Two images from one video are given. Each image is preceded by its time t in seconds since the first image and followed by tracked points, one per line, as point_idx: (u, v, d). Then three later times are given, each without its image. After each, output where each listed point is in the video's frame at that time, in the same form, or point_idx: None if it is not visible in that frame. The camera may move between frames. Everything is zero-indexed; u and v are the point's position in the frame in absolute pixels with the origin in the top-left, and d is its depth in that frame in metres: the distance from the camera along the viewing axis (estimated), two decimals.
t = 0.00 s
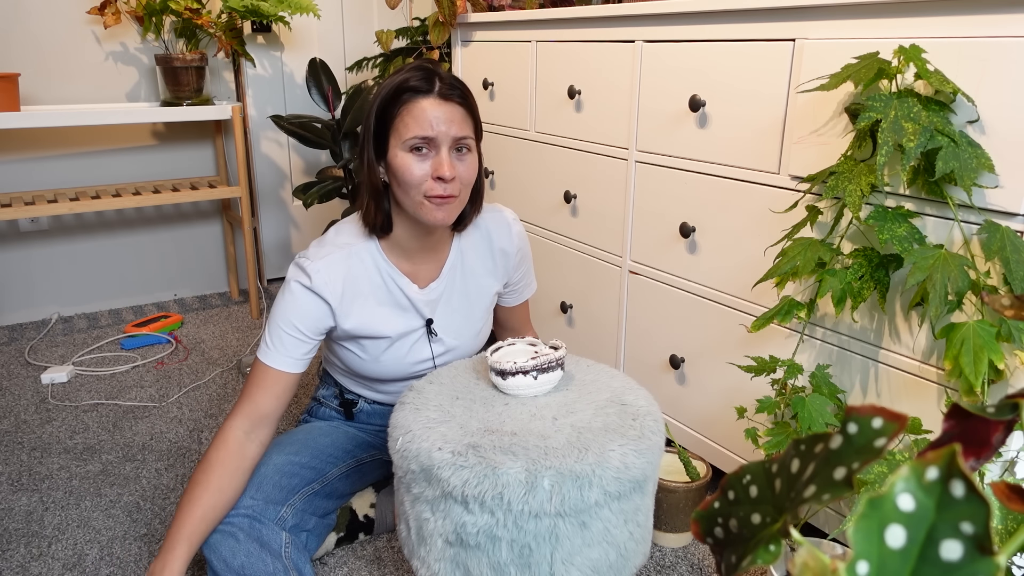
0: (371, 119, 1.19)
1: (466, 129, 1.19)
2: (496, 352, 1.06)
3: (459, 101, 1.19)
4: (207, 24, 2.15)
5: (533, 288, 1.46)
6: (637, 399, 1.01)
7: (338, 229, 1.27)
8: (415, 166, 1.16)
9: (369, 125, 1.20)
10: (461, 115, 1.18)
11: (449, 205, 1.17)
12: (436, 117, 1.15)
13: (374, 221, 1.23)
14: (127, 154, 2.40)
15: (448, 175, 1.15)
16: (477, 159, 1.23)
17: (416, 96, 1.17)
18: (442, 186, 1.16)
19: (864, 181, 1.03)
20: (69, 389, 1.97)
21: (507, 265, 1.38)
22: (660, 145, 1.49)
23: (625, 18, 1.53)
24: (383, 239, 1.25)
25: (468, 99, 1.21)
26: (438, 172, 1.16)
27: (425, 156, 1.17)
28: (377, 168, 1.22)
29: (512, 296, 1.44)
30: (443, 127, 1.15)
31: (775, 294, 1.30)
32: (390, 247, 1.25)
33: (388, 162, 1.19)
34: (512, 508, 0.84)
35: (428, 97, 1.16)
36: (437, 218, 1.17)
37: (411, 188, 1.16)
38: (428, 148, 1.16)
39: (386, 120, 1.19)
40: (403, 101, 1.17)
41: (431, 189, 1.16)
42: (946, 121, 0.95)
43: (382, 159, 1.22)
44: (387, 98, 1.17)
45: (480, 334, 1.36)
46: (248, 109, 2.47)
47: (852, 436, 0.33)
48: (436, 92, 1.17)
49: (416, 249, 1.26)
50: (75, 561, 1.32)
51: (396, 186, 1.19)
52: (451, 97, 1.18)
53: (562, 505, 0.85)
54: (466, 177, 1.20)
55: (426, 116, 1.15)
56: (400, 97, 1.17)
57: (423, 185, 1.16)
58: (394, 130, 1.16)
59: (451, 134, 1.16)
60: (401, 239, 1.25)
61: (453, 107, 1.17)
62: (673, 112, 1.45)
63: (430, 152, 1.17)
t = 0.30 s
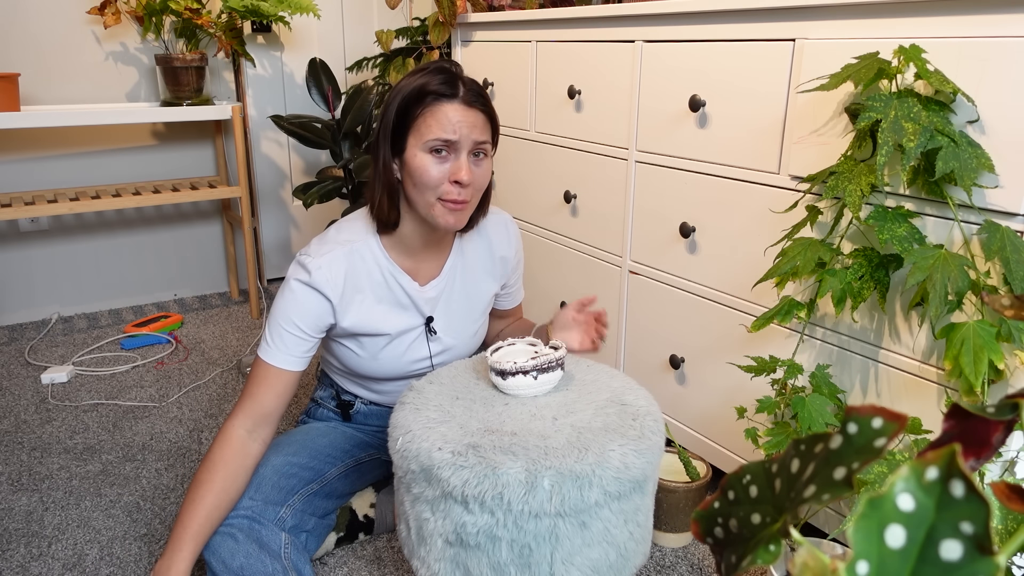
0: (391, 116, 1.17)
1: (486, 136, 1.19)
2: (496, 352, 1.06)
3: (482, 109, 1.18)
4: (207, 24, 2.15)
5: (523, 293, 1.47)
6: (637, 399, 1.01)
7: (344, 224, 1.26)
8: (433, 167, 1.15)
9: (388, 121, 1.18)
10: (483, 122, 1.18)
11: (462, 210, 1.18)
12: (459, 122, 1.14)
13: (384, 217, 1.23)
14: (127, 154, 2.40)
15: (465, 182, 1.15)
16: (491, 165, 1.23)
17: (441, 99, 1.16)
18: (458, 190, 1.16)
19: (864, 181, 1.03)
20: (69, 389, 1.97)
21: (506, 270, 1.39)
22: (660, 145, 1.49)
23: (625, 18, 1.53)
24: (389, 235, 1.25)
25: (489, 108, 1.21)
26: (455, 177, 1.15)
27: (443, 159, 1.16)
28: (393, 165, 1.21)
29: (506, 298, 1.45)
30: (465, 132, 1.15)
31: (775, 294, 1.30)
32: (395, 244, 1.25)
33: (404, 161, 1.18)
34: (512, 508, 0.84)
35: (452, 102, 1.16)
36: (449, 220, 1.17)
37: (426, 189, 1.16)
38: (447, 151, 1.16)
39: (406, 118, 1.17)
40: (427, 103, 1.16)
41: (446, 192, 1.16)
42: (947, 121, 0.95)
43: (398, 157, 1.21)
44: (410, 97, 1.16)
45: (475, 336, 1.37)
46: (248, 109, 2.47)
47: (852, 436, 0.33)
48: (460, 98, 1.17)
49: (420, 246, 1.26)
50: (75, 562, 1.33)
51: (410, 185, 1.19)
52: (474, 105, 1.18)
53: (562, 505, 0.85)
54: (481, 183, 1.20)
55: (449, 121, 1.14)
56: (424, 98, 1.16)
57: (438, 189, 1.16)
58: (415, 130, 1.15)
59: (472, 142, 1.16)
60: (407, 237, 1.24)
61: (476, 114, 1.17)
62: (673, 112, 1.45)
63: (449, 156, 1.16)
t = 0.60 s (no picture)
0: (402, 126, 1.14)
1: (496, 153, 1.17)
2: (496, 352, 1.06)
3: (495, 128, 1.16)
4: (207, 24, 2.15)
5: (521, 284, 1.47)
6: (637, 399, 1.01)
7: (344, 221, 1.25)
8: (441, 182, 1.14)
9: (399, 129, 1.15)
10: (495, 141, 1.16)
11: (463, 222, 1.18)
12: (472, 140, 1.12)
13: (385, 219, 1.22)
14: (127, 154, 2.40)
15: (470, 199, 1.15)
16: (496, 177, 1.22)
17: (455, 115, 1.13)
18: (463, 206, 1.15)
19: (864, 181, 1.03)
20: (69, 389, 1.97)
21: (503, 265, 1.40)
22: (660, 145, 1.49)
23: (625, 18, 1.53)
24: (388, 234, 1.25)
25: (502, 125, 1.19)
26: (461, 194, 1.14)
27: (452, 174, 1.14)
28: (399, 172, 1.18)
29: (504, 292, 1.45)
30: (476, 152, 1.13)
31: (775, 294, 1.30)
32: (394, 241, 1.25)
33: (412, 171, 1.16)
34: (512, 508, 0.85)
35: (467, 120, 1.13)
36: (449, 231, 1.17)
37: (431, 201, 1.15)
38: (457, 167, 1.14)
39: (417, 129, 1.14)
40: (440, 118, 1.13)
41: (451, 206, 1.16)
42: (947, 121, 0.95)
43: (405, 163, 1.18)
44: (424, 111, 1.13)
45: (477, 330, 1.38)
46: (248, 109, 2.47)
47: (852, 436, 0.33)
48: (474, 116, 1.14)
49: (419, 244, 1.25)
50: (75, 562, 1.33)
51: (415, 195, 1.17)
52: (488, 125, 1.15)
53: (562, 506, 0.85)
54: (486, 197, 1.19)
55: (462, 140, 1.12)
56: (438, 114, 1.13)
57: (443, 202, 1.15)
58: (426, 144, 1.13)
59: (482, 161, 1.14)
60: (407, 236, 1.24)
61: (489, 133, 1.15)
62: (673, 112, 1.45)
63: (457, 172, 1.14)
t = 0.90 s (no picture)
0: (391, 129, 1.14)
1: (486, 152, 1.17)
2: (496, 352, 1.06)
3: (485, 128, 1.17)
4: (206, 24, 2.15)
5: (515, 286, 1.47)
6: (637, 399, 1.01)
7: (336, 227, 1.25)
8: (433, 183, 1.14)
9: (388, 131, 1.15)
10: (485, 140, 1.16)
11: (458, 223, 1.17)
12: (462, 140, 1.13)
13: (379, 224, 1.22)
14: (127, 154, 2.40)
15: (464, 200, 1.15)
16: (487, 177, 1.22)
17: (445, 116, 1.13)
18: (456, 207, 1.15)
19: (864, 181, 1.03)
20: (69, 389, 1.97)
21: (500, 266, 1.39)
22: (660, 145, 1.49)
23: (625, 18, 1.53)
24: (383, 239, 1.24)
25: (491, 124, 1.19)
26: (454, 195, 1.15)
27: (443, 176, 1.14)
28: (390, 176, 1.18)
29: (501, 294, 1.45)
30: (467, 152, 1.13)
31: (775, 294, 1.30)
32: (389, 245, 1.25)
33: (403, 173, 1.16)
34: (512, 508, 0.84)
35: (457, 120, 1.13)
36: (445, 233, 1.17)
37: (424, 204, 1.15)
38: (448, 168, 1.14)
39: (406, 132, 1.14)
40: (430, 119, 1.13)
41: (445, 208, 1.15)
42: (947, 121, 0.95)
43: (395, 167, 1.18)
44: (413, 112, 1.13)
45: (475, 332, 1.38)
46: (248, 109, 2.47)
47: (852, 436, 0.33)
48: (463, 116, 1.14)
49: (414, 247, 1.26)
50: (75, 561, 1.33)
51: (407, 198, 1.17)
52: (477, 123, 1.16)
53: (562, 506, 0.85)
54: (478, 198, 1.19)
55: (453, 140, 1.12)
56: (427, 115, 1.13)
57: (437, 204, 1.15)
58: (417, 146, 1.13)
59: (473, 160, 1.15)
60: (402, 240, 1.24)
61: (479, 133, 1.15)
62: (673, 112, 1.45)
63: (449, 173, 1.14)
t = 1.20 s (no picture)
0: (380, 129, 1.15)
1: (477, 150, 1.18)
2: (495, 352, 1.06)
3: (474, 124, 1.17)
4: (206, 24, 2.15)
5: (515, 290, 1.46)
6: (637, 399, 1.00)
7: (328, 232, 1.26)
8: (424, 183, 1.14)
9: (377, 133, 1.15)
10: (475, 137, 1.17)
11: (450, 223, 1.18)
12: (451, 138, 1.13)
13: (371, 226, 1.22)
14: (127, 154, 2.40)
15: (456, 198, 1.15)
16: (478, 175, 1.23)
17: (433, 114, 1.14)
18: (449, 206, 1.16)
19: (864, 181, 1.03)
20: (69, 389, 1.97)
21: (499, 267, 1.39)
22: (660, 145, 1.49)
23: (626, 18, 1.53)
24: (378, 242, 1.25)
25: (481, 120, 1.20)
26: (446, 193, 1.15)
27: (435, 175, 1.15)
28: (381, 178, 1.19)
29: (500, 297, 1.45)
30: (457, 149, 1.14)
31: (775, 294, 1.30)
32: (383, 247, 1.25)
33: (394, 174, 1.16)
34: (512, 508, 0.84)
35: (445, 118, 1.14)
36: (438, 235, 1.18)
37: (416, 204, 1.15)
38: (439, 167, 1.14)
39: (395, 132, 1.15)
40: (419, 118, 1.13)
41: (437, 207, 1.16)
42: (947, 121, 0.95)
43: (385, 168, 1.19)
44: (401, 111, 1.13)
45: (474, 333, 1.37)
46: (248, 109, 2.47)
47: (852, 436, 0.33)
48: (452, 114, 1.15)
49: (410, 249, 1.26)
50: (75, 561, 1.33)
51: (399, 198, 1.17)
52: (466, 120, 1.16)
53: (562, 506, 0.85)
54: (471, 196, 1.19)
55: (442, 138, 1.13)
56: (415, 114, 1.13)
57: (429, 204, 1.15)
58: (406, 145, 1.13)
59: (463, 157, 1.15)
60: (397, 242, 1.24)
61: (468, 129, 1.16)
62: (673, 112, 1.45)
63: (440, 172, 1.15)
